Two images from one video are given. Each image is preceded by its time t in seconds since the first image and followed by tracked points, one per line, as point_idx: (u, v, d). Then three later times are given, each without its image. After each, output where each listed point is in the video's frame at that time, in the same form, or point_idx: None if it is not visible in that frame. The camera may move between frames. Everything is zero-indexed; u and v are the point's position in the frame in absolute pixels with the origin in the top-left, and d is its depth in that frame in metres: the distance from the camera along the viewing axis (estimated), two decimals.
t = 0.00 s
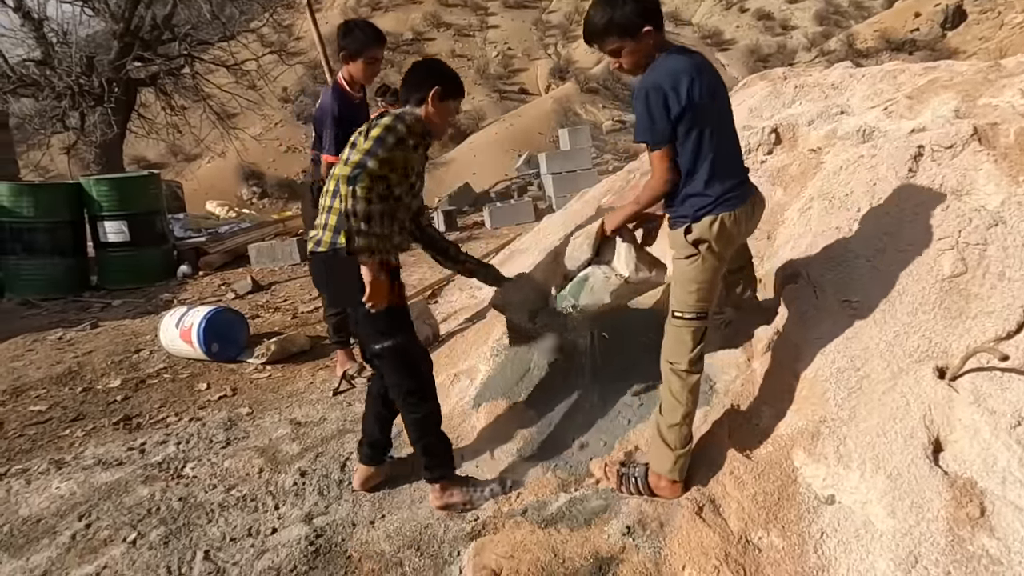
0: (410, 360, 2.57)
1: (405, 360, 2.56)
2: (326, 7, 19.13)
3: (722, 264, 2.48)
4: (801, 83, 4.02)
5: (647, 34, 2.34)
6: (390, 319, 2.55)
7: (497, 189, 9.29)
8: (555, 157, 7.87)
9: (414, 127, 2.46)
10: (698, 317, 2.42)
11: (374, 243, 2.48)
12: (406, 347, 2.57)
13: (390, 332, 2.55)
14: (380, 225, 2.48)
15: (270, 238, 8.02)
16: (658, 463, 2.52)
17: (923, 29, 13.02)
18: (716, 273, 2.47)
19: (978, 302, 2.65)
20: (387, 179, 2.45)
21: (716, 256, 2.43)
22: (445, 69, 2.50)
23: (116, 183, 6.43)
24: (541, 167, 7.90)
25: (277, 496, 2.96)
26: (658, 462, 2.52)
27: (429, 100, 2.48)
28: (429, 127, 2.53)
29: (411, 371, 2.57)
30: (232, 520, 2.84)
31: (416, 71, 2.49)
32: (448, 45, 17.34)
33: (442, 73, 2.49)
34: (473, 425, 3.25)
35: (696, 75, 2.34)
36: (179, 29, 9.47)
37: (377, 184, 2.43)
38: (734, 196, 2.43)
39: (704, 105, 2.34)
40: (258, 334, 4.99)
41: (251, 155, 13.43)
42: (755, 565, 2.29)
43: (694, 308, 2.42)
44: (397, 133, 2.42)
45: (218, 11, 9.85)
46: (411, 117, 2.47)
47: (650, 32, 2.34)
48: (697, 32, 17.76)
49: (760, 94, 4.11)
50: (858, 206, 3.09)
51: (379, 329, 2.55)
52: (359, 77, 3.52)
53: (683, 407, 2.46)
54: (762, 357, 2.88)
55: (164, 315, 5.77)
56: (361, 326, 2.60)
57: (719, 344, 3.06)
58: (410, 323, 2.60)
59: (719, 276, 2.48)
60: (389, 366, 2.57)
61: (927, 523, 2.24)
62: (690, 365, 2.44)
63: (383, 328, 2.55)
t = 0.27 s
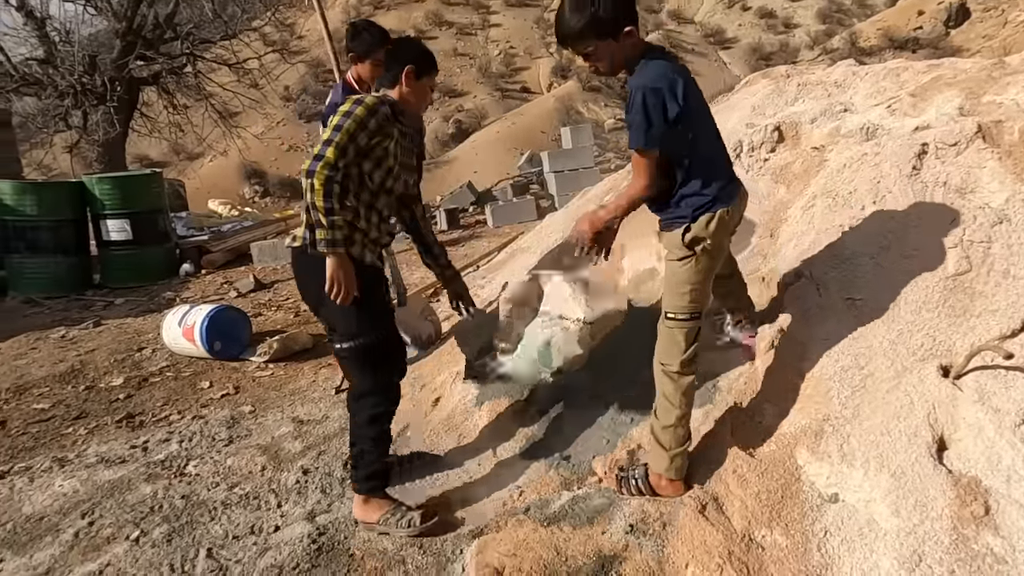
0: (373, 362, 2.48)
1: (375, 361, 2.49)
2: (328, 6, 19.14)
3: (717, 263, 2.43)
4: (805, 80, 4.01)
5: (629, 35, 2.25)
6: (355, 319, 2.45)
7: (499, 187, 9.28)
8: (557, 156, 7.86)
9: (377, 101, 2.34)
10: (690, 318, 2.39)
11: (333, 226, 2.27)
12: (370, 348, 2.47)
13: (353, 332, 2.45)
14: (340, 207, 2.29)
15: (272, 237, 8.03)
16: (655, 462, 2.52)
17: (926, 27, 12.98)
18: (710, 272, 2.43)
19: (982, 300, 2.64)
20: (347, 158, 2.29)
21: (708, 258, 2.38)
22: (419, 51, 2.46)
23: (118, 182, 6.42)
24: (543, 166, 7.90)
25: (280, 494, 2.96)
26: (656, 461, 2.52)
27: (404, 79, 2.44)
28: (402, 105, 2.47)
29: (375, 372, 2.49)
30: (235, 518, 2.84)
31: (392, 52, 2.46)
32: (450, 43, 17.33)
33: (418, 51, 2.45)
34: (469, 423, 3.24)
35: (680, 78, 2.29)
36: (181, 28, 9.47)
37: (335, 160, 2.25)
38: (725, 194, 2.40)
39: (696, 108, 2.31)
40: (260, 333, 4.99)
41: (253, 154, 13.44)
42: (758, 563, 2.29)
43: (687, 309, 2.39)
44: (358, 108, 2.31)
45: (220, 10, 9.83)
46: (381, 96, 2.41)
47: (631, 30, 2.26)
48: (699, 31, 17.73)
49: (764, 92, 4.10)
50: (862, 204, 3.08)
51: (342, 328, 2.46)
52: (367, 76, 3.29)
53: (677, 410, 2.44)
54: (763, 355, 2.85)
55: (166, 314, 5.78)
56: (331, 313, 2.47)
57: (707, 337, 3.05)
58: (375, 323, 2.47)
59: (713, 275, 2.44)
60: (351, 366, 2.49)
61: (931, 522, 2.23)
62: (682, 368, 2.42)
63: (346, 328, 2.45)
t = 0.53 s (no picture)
0: (336, 381, 2.50)
1: (340, 378, 2.50)
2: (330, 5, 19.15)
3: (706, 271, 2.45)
4: (808, 79, 4.00)
5: (591, 60, 2.16)
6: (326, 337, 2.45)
7: (501, 186, 9.28)
8: (560, 154, 7.87)
9: (364, 115, 2.34)
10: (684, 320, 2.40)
11: (326, 250, 2.29)
12: (337, 369, 2.49)
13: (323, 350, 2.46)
14: (331, 228, 2.31)
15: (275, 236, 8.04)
16: (654, 463, 2.52)
17: (929, 26, 12.96)
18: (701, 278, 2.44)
19: (987, 298, 2.63)
20: (336, 178, 2.30)
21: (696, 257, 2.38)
22: (403, 54, 2.45)
23: (121, 181, 6.43)
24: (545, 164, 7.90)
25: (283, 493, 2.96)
26: (655, 463, 2.52)
27: (388, 84, 2.41)
28: (386, 113, 2.44)
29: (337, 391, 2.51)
30: (238, 517, 2.84)
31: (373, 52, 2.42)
32: (452, 42, 17.32)
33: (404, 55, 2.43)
34: (459, 424, 3.22)
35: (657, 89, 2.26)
36: (184, 27, 9.47)
37: (324, 181, 2.26)
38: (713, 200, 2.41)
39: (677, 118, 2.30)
40: (263, 331, 4.99)
41: (256, 153, 13.45)
42: (761, 562, 2.29)
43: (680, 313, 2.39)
44: (346, 124, 2.30)
45: (223, 9, 9.82)
46: (364, 105, 2.38)
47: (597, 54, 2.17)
48: (701, 29, 17.70)
49: (767, 91, 4.10)
50: (866, 203, 3.07)
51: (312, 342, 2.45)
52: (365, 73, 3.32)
53: (674, 412, 2.44)
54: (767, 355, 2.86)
55: (169, 312, 5.79)
56: (302, 322, 2.45)
57: (713, 346, 3.26)
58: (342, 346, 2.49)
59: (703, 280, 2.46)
60: (311, 381, 2.48)
61: (935, 521, 2.23)
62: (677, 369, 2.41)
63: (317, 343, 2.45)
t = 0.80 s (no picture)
0: (323, 386, 2.52)
1: (326, 383, 2.52)
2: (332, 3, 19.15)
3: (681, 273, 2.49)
4: (810, 77, 4.00)
5: (578, 52, 2.21)
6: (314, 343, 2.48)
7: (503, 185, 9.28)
8: (561, 153, 7.86)
9: (344, 127, 2.31)
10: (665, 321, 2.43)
11: (319, 278, 2.31)
12: (325, 374, 2.52)
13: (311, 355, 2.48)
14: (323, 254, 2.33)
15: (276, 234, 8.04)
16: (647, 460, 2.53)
17: (931, 24, 12.95)
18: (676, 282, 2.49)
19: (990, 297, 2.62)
20: (326, 199, 2.32)
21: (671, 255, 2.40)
22: (370, 42, 2.36)
23: (123, 180, 6.44)
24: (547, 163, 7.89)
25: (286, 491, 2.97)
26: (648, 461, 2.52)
27: (358, 82, 2.36)
28: (355, 111, 2.40)
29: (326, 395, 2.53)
30: (241, 515, 2.85)
31: (340, 49, 2.36)
32: (453, 40, 17.31)
33: (371, 44, 2.35)
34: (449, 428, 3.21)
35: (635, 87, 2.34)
36: (185, 26, 9.46)
37: (317, 206, 2.29)
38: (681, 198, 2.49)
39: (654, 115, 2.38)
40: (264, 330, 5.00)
41: (257, 151, 13.46)
42: (763, 560, 2.30)
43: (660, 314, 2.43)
44: (329, 143, 2.28)
45: (224, 8, 9.80)
46: (336, 111, 2.33)
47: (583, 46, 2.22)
48: (703, 28, 17.67)
49: (769, 89, 4.09)
50: (869, 202, 3.06)
51: (299, 350, 2.46)
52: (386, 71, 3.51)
53: (661, 412, 2.46)
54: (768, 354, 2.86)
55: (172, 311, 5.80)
56: (285, 332, 2.44)
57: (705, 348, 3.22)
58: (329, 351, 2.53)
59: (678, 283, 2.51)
60: (299, 387, 2.49)
61: (938, 520, 2.23)
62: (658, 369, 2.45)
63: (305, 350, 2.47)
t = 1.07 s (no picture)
0: (312, 385, 2.52)
1: (317, 383, 2.52)
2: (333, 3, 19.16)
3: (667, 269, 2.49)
4: (812, 75, 3.99)
5: (572, 21, 2.28)
6: (305, 342, 2.48)
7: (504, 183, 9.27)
8: (562, 152, 7.86)
9: (319, 120, 2.30)
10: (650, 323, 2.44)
11: (318, 278, 2.32)
12: (315, 373, 2.52)
13: (302, 354, 2.48)
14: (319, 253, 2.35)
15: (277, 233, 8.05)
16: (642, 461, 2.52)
17: (933, 22, 12.93)
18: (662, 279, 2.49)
19: (991, 295, 2.62)
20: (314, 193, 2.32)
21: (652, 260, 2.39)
22: (336, 27, 2.34)
23: (125, 178, 6.44)
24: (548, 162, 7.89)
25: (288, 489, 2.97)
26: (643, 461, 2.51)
27: (323, 65, 2.34)
28: (326, 94, 2.40)
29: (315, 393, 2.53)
30: (244, 512, 2.85)
31: (305, 33, 2.34)
32: (454, 39, 17.30)
33: (334, 26, 2.33)
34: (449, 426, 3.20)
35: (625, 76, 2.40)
36: (187, 25, 9.46)
37: (307, 203, 2.29)
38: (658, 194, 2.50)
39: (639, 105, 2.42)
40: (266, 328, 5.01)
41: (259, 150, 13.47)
42: (765, 558, 2.31)
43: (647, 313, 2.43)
44: (307, 137, 2.28)
45: (226, 7, 9.79)
46: (306, 97, 2.32)
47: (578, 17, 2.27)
48: (704, 26, 17.64)
49: (770, 88, 4.09)
50: (870, 200, 3.06)
51: (290, 349, 2.46)
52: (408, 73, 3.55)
53: (650, 415, 2.44)
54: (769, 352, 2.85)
55: (174, 309, 5.80)
56: (278, 329, 2.45)
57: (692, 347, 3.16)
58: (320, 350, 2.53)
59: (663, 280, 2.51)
60: (289, 386, 2.50)
61: (939, 517, 2.23)
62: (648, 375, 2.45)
63: (295, 349, 2.47)
